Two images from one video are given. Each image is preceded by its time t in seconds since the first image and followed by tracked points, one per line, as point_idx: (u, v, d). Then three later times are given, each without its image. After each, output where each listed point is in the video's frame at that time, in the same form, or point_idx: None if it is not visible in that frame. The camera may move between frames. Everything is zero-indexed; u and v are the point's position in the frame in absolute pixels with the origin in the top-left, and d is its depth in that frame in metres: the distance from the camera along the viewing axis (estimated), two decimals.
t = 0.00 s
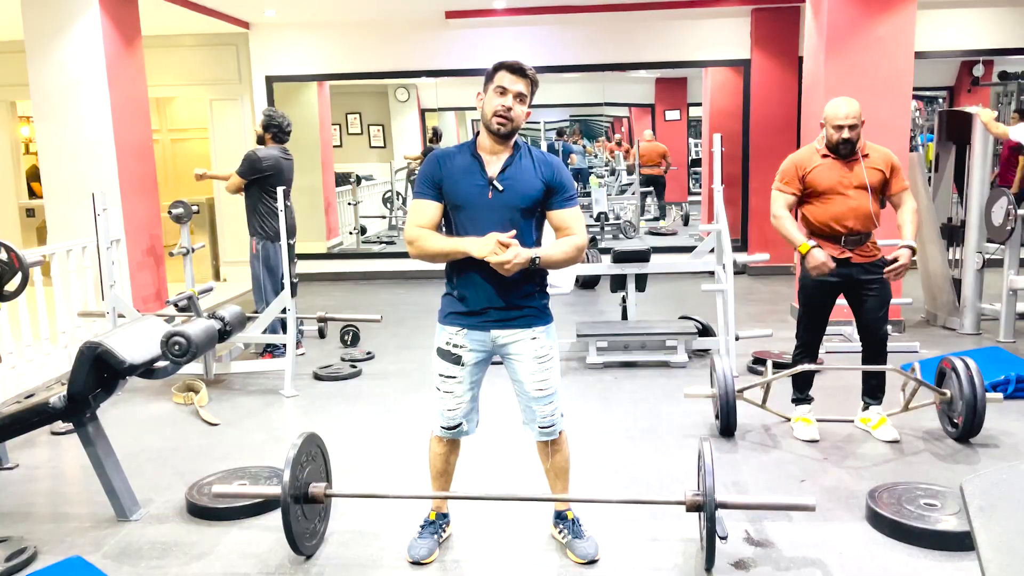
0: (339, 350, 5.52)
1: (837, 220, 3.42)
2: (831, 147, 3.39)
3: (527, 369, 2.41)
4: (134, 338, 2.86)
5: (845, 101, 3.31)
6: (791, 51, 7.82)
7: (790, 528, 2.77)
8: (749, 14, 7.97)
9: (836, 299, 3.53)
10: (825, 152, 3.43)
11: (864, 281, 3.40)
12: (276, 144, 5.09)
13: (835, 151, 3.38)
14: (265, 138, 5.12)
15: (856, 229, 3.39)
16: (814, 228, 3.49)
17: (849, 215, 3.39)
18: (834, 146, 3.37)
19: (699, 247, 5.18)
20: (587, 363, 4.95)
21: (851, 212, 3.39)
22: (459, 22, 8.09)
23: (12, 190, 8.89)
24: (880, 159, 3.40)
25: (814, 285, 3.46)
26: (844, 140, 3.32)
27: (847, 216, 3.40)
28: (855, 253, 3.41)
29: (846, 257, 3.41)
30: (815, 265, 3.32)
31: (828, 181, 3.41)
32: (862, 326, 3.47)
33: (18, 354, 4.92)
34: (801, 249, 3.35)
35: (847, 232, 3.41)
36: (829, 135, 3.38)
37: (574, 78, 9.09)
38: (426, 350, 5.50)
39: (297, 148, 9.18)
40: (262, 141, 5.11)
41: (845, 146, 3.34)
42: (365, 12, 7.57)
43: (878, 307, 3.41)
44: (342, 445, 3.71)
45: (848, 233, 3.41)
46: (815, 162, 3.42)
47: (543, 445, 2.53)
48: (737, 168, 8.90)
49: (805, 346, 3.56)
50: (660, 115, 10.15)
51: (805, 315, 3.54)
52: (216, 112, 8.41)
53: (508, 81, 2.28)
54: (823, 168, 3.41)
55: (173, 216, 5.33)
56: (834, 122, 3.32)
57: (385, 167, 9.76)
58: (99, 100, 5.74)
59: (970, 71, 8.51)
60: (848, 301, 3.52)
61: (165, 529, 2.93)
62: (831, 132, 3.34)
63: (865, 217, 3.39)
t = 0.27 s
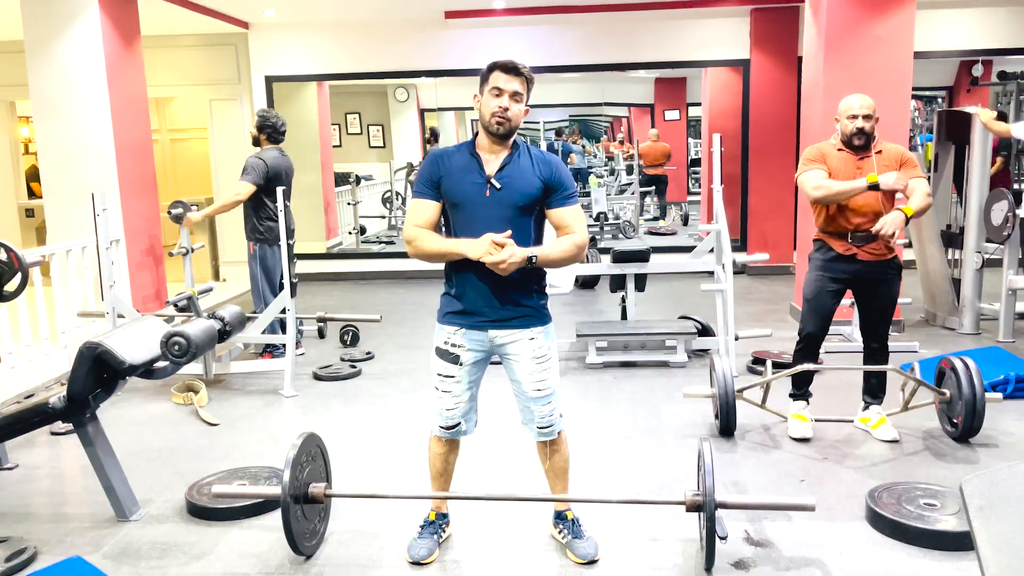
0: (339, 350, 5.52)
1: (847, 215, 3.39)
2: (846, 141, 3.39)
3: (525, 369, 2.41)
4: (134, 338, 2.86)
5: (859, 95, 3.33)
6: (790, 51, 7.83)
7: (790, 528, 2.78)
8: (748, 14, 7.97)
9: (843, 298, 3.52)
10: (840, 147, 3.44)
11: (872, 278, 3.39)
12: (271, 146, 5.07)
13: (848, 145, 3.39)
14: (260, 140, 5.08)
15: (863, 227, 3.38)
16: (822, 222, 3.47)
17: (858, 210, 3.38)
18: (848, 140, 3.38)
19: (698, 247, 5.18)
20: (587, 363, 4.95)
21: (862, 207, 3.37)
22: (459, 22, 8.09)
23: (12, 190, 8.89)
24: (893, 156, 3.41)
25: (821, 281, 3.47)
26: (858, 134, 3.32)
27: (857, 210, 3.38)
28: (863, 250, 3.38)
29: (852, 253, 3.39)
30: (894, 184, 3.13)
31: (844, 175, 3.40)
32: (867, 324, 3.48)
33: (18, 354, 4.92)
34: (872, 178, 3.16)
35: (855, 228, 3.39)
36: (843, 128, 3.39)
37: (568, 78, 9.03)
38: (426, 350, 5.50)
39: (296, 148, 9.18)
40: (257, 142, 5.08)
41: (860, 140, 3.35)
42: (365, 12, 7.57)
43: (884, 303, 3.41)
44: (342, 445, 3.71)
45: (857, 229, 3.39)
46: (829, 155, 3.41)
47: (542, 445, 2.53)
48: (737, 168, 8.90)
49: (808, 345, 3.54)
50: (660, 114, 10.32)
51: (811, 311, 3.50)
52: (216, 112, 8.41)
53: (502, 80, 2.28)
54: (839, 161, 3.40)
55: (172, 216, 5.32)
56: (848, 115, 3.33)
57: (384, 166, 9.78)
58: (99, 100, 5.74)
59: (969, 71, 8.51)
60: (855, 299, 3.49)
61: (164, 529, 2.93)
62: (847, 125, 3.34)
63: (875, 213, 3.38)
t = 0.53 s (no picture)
0: (338, 350, 5.52)
1: (841, 213, 3.38)
2: (838, 138, 3.40)
3: (523, 368, 2.41)
4: (133, 338, 2.86)
5: (850, 95, 3.37)
6: (789, 51, 7.83)
7: (789, 528, 2.78)
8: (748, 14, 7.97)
9: (840, 298, 3.51)
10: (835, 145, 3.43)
11: (867, 280, 3.39)
12: (263, 144, 5.07)
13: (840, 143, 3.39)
14: (252, 138, 5.09)
15: (859, 226, 3.36)
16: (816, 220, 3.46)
17: (852, 207, 3.36)
18: (840, 137, 3.38)
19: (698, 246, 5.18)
20: (586, 363, 4.95)
21: (856, 205, 3.36)
22: (458, 22, 8.08)
23: (11, 189, 8.89)
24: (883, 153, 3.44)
25: (813, 284, 3.47)
26: (851, 131, 3.34)
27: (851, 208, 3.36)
28: (857, 250, 3.38)
29: (847, 254, 3.38)
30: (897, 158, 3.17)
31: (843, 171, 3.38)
32: (864, 325, 3.48)
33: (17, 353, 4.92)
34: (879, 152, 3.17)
35: (849, 226, 3.37)
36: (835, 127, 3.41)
37: (564, 79, 8.92)
38: (425, 349, 5.50)
39: (295, 148, 9.16)
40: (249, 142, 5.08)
41: (855, 138, 3.36)
42: (363, 12, 7.56)
43: (880, 305, 3.42)
44: (341, 444, 3.71)
45: (851, 227, 3.37)
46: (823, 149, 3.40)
47: (541, 445, 2.53)
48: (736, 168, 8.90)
49: (804, 345, 3.57)
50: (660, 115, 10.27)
51: (805, 314, 3.52)
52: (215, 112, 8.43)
53: (490, 79, 2.30)
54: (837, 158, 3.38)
55: (171, 216, 5.32)
56: (840, 113, 3.36)
57: (383, 166, 9.86)
58: (97, 100, 5.74)
59: (968, 71, 8.52)
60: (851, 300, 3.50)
61: (163, 529, 2.93)
62: (840, 124, 3.35)
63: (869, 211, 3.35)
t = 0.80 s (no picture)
0: (337, 349, 5.52)
1: (829, 212, 3.39)
2: (823, 137, 3.41)
3: (523, 368, 2.41)
4: (131, 336, 2.85)
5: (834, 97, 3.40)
6: (789, 50, 7.83)
7: (788, 527, 2.78)
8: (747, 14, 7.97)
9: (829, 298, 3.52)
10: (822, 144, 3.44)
11: (856, 280, 3.40)
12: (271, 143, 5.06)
13: (825, 142, 3.40)
14: (262, 137, 5.07)
15: (848, 224, 3.37)
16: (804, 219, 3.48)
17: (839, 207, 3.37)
18: (825, 137, 3.39)
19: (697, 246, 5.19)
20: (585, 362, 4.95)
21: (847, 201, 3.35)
22: (457, 21, 8.08)
23: (10, 188, 8.89)
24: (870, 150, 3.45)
25: (803, 284, 3.47)
26: (835, 130, 3.35)
27: (837, 207, 3.38)
28: (845, 250, 3.39)
29: (834, 254, 3.38)
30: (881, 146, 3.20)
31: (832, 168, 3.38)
32: (856, 326, 3.47)
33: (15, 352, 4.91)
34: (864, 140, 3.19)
35: (837, 226, 3.38)
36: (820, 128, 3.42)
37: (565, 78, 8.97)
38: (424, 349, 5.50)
39: (295, 146, 9.15)
40: (257, 141, 5.08)
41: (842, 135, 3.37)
42: (363, 11, 7.55)
43: (872, 306, 3.41)
44: (340, 443, 3.71)
45: (838, 227, 3.38)
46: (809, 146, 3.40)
47: (540, 444, 2.53)
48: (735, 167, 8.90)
49: (796, 344, 3.55)
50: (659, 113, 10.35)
51: (795, 314, 3.53)
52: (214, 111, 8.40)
53: (484, 78, 2.30)
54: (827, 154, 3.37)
55: (170, 214, 5.31)
56: (824, 113, 3.38)
57: (383, 165, 9.81)
58: (96, 98, 5.73)
59: (967, 71, 8.52)
60: (842, 300, 3.50)
61: (161, 528, 2.92)
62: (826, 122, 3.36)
63: (856, 210, 3.36)
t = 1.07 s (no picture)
0: (336, 348, 5.53)
1: (826, 214, 3.38)
2: (815, 138, 3.41)
3: (523, 367, 2.41)
4: (131, 335, 2.85)
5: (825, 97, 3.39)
6: (789, 50, 7.83)
7: (787, 527, 2.78)
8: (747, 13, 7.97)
9: (828, 298, 3.51)
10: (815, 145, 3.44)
11: (856, 281, 3.39)
12: (269, 141, 5.06)
13: (818, 142, 3.40)
14: (259, 137, 5.07)
15: (846, 224, 3.36)
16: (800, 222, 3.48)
17: (837, 208, 3.36)
18: (819, 138, 3.39)
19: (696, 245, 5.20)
20: (584, 361, 4.95)
21: (843, 201, 3.34)
22: (456, 20, 8.08)
23: (9, 186, 8.88)
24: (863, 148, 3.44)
25: (801, 285, 3.47)
26: (828, 131, 3.35)
27: (834, 207, 3.36)
28: (843, 251, 3.39)
29: (833, 255, 3.38)
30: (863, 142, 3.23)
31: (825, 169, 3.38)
32: (854, 327, 3.46)
33: (14, 350, 4.91)
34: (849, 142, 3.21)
35: (835, 226, 3.37)
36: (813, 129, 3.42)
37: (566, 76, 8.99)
38: (423, 348, 5.50)
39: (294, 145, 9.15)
40: (256, 140, 5.08)
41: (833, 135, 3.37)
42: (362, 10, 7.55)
43: (871, 306, 3.41)
44: (340, 442, 3.71)
45: (836, 228, 3.37)
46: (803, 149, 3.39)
47: (539, 443, 2.52)
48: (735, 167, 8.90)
49: (794, 345, 3.56)
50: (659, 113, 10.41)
51: (793, 315, 3.53)
52: (214, 110, 8.39)
53: (479, 79, 2.28)
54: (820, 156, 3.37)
55: (170, 213, 5.31)
56: (816, 114, 3.38)
57: (382, 164, 9.61)
58: (96, 97, 5.72)
59: (967, 71, 8.53)
60: (840, 301, 3.49)
61: (160, 526, 2.92)
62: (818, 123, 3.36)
63: (854, 211, 3.35)
